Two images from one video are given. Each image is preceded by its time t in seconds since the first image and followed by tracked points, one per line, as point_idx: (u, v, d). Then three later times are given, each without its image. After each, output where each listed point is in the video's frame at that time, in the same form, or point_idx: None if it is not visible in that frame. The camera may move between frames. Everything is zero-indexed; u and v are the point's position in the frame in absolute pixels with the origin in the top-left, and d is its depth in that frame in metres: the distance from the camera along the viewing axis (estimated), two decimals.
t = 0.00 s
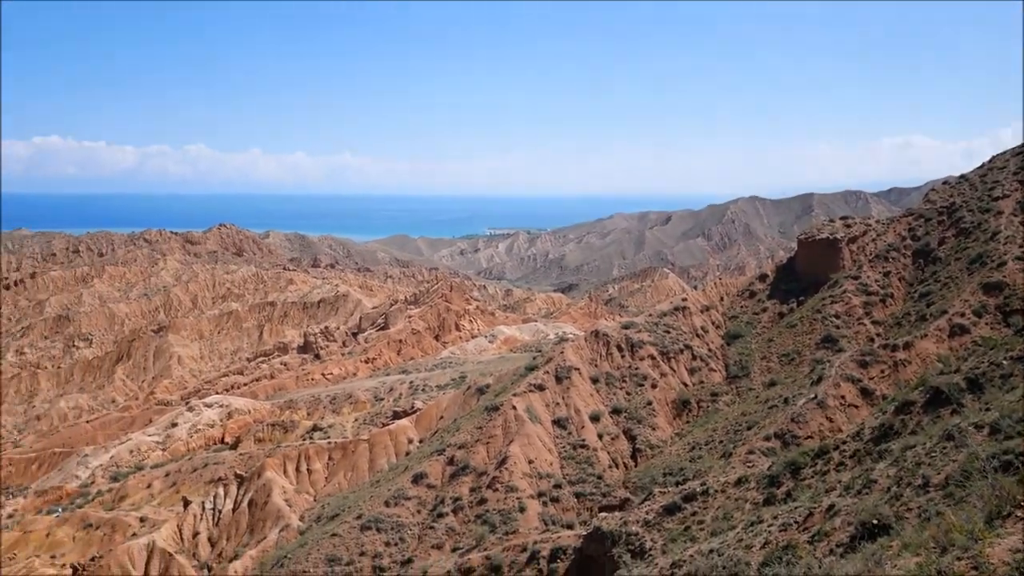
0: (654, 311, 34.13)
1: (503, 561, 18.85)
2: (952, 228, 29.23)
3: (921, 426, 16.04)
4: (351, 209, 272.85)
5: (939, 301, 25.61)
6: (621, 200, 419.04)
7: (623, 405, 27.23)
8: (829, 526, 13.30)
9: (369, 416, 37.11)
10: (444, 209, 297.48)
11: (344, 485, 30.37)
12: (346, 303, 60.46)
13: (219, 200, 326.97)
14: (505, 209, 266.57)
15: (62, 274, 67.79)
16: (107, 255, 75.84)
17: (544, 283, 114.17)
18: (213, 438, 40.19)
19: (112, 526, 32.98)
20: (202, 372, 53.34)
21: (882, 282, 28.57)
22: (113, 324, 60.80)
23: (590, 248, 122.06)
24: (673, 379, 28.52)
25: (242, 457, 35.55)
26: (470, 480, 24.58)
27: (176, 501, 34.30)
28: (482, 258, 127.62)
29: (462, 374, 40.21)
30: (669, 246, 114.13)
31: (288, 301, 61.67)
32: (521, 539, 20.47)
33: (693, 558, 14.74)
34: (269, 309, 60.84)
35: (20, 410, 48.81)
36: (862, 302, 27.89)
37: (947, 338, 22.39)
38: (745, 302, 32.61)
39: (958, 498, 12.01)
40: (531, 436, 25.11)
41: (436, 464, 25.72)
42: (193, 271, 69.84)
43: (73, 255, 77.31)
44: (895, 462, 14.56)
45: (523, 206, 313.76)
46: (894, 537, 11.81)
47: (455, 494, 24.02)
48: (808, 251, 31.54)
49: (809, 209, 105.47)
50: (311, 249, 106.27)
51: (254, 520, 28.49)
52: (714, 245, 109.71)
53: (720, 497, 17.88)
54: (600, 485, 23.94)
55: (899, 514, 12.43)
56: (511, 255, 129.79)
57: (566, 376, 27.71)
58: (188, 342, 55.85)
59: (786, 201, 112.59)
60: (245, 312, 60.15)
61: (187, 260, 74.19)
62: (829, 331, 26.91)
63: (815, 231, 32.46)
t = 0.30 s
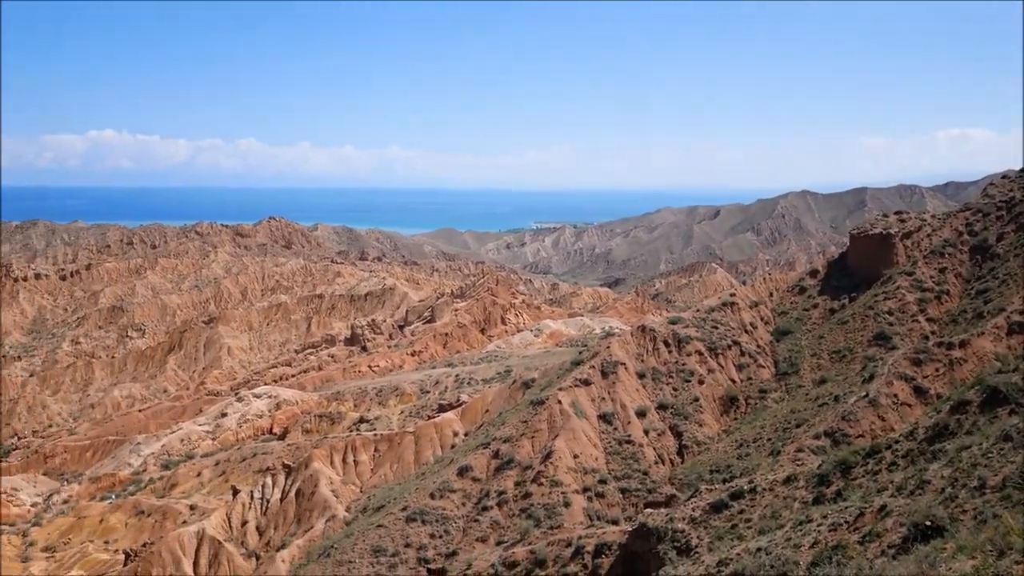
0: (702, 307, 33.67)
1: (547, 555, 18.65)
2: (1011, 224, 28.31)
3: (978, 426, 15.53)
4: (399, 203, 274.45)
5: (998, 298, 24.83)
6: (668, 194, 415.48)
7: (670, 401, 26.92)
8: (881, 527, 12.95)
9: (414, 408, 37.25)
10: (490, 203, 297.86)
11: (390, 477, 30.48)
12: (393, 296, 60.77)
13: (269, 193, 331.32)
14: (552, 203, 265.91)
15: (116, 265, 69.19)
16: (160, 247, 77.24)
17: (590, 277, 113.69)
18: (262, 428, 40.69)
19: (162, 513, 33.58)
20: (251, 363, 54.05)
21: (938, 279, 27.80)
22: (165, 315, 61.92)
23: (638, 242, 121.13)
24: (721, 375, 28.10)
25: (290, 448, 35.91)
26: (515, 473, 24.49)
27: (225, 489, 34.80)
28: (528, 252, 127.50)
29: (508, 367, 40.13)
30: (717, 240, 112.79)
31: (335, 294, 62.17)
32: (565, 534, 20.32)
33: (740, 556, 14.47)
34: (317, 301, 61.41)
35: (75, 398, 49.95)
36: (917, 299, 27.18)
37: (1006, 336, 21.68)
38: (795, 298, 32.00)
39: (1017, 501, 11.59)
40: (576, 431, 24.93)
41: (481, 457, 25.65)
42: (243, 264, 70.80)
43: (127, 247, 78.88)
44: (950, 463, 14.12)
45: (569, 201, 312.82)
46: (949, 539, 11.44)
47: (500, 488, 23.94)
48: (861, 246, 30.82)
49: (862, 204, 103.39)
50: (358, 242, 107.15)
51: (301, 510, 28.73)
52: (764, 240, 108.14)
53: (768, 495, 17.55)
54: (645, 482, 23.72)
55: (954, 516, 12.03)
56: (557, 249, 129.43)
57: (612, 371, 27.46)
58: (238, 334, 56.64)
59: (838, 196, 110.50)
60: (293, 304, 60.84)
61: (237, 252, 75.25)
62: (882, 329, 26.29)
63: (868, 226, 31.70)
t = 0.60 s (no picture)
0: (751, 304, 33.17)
1: (593, 551, 18.39)
2: None
3: None
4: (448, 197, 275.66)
5: None
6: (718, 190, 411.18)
7: (718, 399, 26.56)
8: (936, 530, 12.57)
9: (461, 402, 37.34)
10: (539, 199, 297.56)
11: (436, 470, 30.53)
12: (440, 290, 61.04)
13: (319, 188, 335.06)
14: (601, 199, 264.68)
15: (170, 257, 70.54)
16: (212, 240, 78.53)
17: (638, 273, 112.90)
18: (310, 420, 41.14)
19: (213, 502, 34.15)
20: (301, 355, 54.68)
21: (997, 278, 26.99)
22: (217, 307, 62.97)
23: (687, 238, 120.02)
24: (770, 373, 27.64)
25: (338, 440, 36.24)
26: (561, 469, 24.37)
27: (274, 479, 35.26)
28: (576, 247, 127.09)
29: (554, 363, 40.03)
30: (768, 236, 111.23)
31: (384, 288, 62.59)
32: (611, 531, 20.14)
33: (789, 558, 14.17)
34: (365, 295, 61.90)
35: (129, 387, 51.04)
36: (975, 298, 26.42)
37: None
38: (848, 296, 31.34)
39: None
40: (622, 427, 24.72)
41: (527, 452, 25.56)
42: (293, 257, 71.69)
43: (180, 239, 80.32)
44: (1009, 466, 13.64)
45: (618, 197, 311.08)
46: (1008, 545, 11.04)
47: (546, 483, 23.81)
48: (917, 243, 30.05)
49: (918, 200, 101.13)
50: (406, 237, 107.82)
51: (348, 501, 28.97)
52: (817, 237, 106.35)
53: (818, 496, 17.19)
54: (692, 480, 23.47)
55: (1013, 521, 11.58)
56: (605, 245, 128.81)
57: (660, 367, 27.16)
58: (287, 326, 57.37)
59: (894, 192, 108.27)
60: (342, 298, 61.46)
61: (287, 246, 76.19)
62: (938, 328, 25.65)
63: (924, 223, 30.90)
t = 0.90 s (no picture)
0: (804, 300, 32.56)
1: (640, 548, 18.19)
2: None
3: None
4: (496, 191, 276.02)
5: None
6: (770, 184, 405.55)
7: (768, 396, 26.12)
8: (995, 535, 12.18)
9: (508, 396, 37.30)
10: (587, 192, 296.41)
11: (483, 463, 30.54)
12: (489, 284, 61.09)
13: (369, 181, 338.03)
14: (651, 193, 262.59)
15: (223, 250, 71.72)
16: (264, 232, 79.63)
17: (688, 268, 111.82)
18: (359, 411, 41.50)
19: (263, 491, 34.65)
20: (350, 346, 55.16)
21: None
22: (268, 299, 63.82)
23: (738, 232, 118.46)
24: (823, 371, 27.10)
25: (386, 431, 36.49)
26: (608, 464, 24.19)
27: (323, 469, 35.64)
28: (625, 242, 126.32)
29: (602, 358, 39.78)
30: (822, 232, 109.31)
31: (432, 281, 62.81)
32: (658, 527, 19.93)
33: (841, 559, 13.84)
34: (414, 288, 62.21)
35: (183, 376, 52.03)
36: None
37: None
38: (905, 294, 30.56)
39: None
40: (670, 423, 24.44)
41: (574, 447, 25.42)
42: (343, 250, 72.37)
43: (233, 232, 81.61)
44: None
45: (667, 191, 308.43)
46: None
47: (593, 478, 23.67)
48: (977, 239, 29.15)
49: (979, 195, 98.49)
50: (455, 230, 108.19)
51: (396, 492, 29.15)
52: (872, 232, 104.20)
53: (871, 496, 16.77)
54: (742, 478, 23.13)
55: None
56: (655, 239, 127.81)
57: (709, 363, 26.80)
58: (337, 318, 57.95)
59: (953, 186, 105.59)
60: (391, 291, 61.88)
61: (337, 238, 76.92)
62: (999, 326, 24.87)
63: (986, 218, 29.97)
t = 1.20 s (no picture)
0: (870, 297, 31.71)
1: (699, 546, 17.85)
2: None
3: None
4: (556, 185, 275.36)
5: None
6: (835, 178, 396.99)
7: (833, 395, 25.49)
8: None
9: (566, 391, 37.12)
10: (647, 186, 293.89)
11: (540, 458, 30.43)
12: (548, 278, 60.92)
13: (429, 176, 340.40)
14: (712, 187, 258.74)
15: (285, 243, 72.84)
16: (325, 226, 80.65)
17: (750, 264, 109.99)
18: (418, 403, 41.74)
19: (324, 481, 35.12)
20: (409, 339, 55.49)
21: None
22: (329, 292, 64.61)
23: (802, 227, 116.13)
24: (890, 370, 26.34)
25: (444, 424, 36.62)
26: (667, 461, 23.87)
27: (382, 460, 35.94)
28: (686, 237, 124.83)
29: (662, 353, 39.31)
30: (889, 227, 106.49)
31: (491, 275, 62.83)
32: (718, 526, 19.57)
33: (908, 563, 13.36)
34: (473, 282, 62.30)
35: (246, 366, 52.98)
36: None
37: None
38: (978, 292, 29.54)
39: None
40: (731, 420, 24.02)
41: (632, 443, 25.13)
42: (403, 243, 72.87)
43: (295, 225, 82.84)
44: None
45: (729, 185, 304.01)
46: None
47: (652, 475, 23.37)
48: None
49: None
50: (514, 224, 108.26)
51: (453, 485, 29.25)
52: (943, 228, 101.14)
53: (940, 499, 16.19)
54: (804, 478, 22.60)
55: None
56: (716, 234, 126.07)
57: (772, 361, 26.26)
58: (396, 311, 58.35)
59: None
60: (450, 284, 62.09)
61: (398, 232, 77.50)
62: None
63: None
